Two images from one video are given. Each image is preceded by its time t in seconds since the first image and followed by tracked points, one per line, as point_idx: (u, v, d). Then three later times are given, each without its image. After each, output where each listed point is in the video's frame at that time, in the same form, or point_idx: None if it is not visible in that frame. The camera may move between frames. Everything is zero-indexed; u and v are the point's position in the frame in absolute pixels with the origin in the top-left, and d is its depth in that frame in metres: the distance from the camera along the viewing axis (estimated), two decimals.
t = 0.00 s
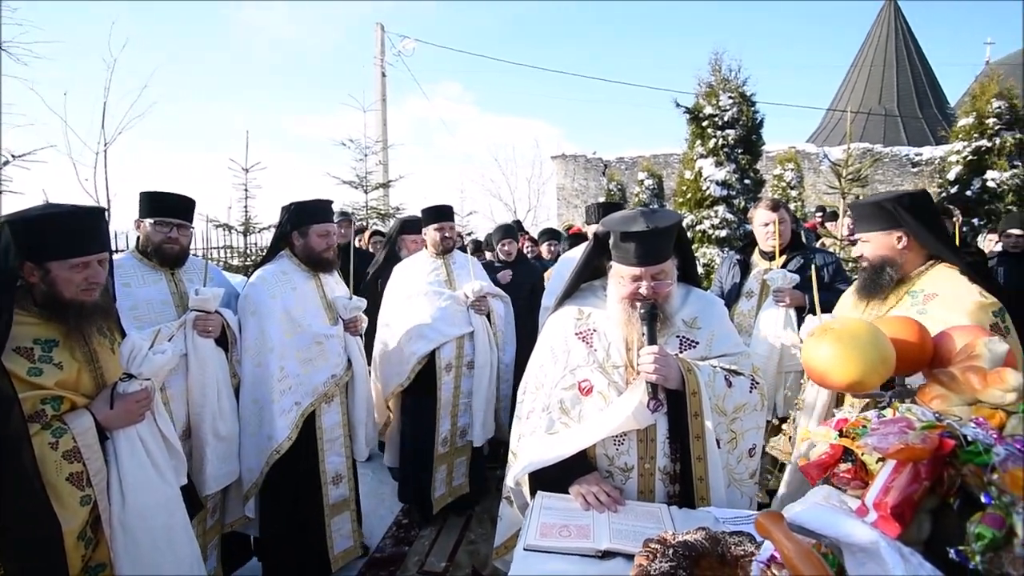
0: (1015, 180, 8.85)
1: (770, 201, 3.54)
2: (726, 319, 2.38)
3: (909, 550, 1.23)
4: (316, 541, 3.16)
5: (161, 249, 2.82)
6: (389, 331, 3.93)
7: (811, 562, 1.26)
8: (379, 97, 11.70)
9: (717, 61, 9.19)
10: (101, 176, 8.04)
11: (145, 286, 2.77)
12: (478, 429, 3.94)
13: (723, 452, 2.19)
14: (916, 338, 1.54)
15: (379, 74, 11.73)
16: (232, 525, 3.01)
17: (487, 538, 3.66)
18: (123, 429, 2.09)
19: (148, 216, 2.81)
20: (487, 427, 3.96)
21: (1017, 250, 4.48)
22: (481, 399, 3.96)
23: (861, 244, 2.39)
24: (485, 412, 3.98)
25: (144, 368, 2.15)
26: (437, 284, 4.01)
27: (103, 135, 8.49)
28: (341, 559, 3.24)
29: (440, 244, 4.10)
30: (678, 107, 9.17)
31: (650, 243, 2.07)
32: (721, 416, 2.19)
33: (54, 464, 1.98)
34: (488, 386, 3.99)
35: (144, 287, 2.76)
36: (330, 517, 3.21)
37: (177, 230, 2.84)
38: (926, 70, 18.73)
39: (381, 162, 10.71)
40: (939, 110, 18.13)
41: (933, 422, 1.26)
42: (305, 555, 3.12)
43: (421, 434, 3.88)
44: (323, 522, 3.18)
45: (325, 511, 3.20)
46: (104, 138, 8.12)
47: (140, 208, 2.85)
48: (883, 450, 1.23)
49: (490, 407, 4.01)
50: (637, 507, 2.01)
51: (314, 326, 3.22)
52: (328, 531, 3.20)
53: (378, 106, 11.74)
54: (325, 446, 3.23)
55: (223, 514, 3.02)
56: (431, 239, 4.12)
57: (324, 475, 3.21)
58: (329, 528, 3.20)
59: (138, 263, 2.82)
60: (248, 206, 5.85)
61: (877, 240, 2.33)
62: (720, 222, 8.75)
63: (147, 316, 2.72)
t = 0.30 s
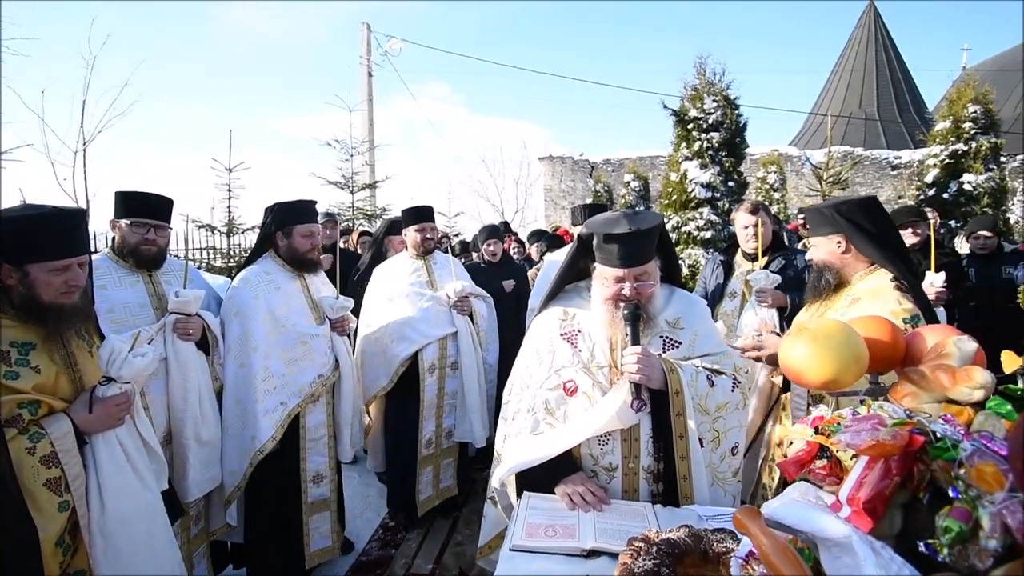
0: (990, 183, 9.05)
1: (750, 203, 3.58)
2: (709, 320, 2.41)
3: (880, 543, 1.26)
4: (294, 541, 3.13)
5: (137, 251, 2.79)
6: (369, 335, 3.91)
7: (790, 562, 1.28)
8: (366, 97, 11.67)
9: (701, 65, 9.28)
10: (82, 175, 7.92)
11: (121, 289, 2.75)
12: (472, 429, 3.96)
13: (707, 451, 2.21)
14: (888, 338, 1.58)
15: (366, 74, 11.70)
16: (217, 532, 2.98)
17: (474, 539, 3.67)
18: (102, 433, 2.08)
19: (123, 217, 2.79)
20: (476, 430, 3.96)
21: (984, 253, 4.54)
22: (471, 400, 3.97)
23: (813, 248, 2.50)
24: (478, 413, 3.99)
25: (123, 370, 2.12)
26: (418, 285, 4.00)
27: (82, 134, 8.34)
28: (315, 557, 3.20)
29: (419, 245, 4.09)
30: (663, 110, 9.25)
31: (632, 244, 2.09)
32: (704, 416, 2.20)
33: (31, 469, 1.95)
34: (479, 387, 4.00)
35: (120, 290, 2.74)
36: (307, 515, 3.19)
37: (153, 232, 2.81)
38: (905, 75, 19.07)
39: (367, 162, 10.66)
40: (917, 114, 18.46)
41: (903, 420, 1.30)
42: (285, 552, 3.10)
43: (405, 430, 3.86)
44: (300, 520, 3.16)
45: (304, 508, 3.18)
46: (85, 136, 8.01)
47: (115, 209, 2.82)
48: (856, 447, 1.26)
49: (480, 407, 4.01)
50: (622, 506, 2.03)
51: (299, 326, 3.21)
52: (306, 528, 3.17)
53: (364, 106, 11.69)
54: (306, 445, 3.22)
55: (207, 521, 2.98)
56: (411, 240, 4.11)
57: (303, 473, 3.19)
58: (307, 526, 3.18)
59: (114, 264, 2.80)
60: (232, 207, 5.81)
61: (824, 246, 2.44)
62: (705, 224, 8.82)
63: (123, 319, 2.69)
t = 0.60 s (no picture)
0: (974, 186, 9.17)
1: (735, 205, 3.60)
2: (698, 320, 2.43)
3: (865, 541, 1.28)
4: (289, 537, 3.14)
5: (120, 253, 2.78)
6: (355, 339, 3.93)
7: (779, 561, 1.29)
8: (355, 96, 11.63)
9: (691, 67, 9.34)
10: (67, 174, 7.82)
11: (101, 291, 2.72)
12: (462, 430, 3.96)
13: (696, 451, 2.23)
14: (873, 338, 1.60)
15: (355, 74, 11.67)
16: (207, 536, 2.97)
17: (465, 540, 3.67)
18: (87, 436, 2.06)
19: (106, 217, 2.76)
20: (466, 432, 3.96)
21: (967, 253, 4.62)
22: (459, 401, 3.97)
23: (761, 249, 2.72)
24: (468, 412, 3.99)
25: (110, 373, 2.12)
26: (403, 287, 4.00)
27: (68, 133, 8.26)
28: (311, 558, 3.21)
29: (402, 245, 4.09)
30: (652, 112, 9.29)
31: (622, 245, 2.10)
32: (693, 415, 2.22)
33: (15, 472, 1.92)
34: (466, 383, 3.99)
35: (100, 291, 2.71)
36: (303, 514, 3.19)
37: (134, 232, 2.78)
38: (890, 78, 19.28)
39: (357, 163, 10.62)
40: (903, 117, 18.67)
41: (887, 418, 1.32)
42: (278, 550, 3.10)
43: (392, 436, 3.85)
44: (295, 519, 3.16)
45: (299, 507, 3.18)
46: (70, 135, 7.91)
47: (97, 209, 2.79)
48: (841, 445, 1.29)
49: (470, 407, 4.01)
50: (613, 505, 2.04)
51: (293, 322, 3.20)
52: (301, 526, 3.19)
53: (354, 106, 11.66)
54: (303, 441, 3.21)
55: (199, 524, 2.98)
56: (395, 241, 4.10)
57: (297, 471, 3.20)
58: (302, 526, 3.19)
59: (94, 266, 2.78)
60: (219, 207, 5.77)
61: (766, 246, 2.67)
62: (694, 225, 8.87)
63: (103, 322, 2.66)
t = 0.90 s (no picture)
0: (970, 186, 9.20)
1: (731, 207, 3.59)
2: (696, 321, 2.42)
3: (863, 541, 1.28)
4: (306, 533, 3.17)
5: (117, 254, 2.77)
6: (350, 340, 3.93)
7: (776, 561, 1.29)
8: (353, 97, 11.62)
9: (688, 68, 9.35)
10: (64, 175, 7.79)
11: (98, 293, 2.71)
12: (454, 431, 3.96)
13: (694, 452, 2.23)
14: (871, 337, 1.61)
15: (353, 74, 11.66)
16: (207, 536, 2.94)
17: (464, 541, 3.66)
18: (84, 437, 2.06)
19: (102, 218, 2.75)
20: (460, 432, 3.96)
21: (967, 253, 4.63)
22: (451, 403, 3.96)
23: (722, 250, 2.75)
24: (460, 413, 3.99)
25: (107, 373, 2.10)
26: (395, 288, 4.00)
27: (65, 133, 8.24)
28: (332, 556, 3.21)
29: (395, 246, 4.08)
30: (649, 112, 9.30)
31: (620, 247, 2.11)
32: (691, 416, 2.22)
33: (12, 473, 1.90)
34: (459, 385, 4.01)
35: (96, 294, 2.70)
36: (318, 512, 3.18)
37: (130, 233, 2.78)
38: (887, 79, 19.32)
39: (355, 163, 10.61)
40: (899, 117, 18.72)
41: (885, 418, 1.33)
42: (290, 546, 3.13)
43: (386, 438, 3.83)
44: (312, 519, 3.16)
45: (314, 506, 3.17)
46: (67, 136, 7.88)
47: (93, 210, 2.79)
48: (839, 444, 1.29)
49: (462, 408, 4.01)
50: (611, 506, 2.04)
51: (291, 320, 3.19)
52: (318, 526, 3.18)
53: (352, 106, 11.65)
54: (310, 441, 3.19)
55: (200, 522, 2.94)
56: (388, 241, 4.10)
57: (310, 470, 3.17)
58: (320, 524, 3.19)
59: (89, 267, 2.77)
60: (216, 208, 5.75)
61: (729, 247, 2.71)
62: (692, 226, 8.89)
63: (100, 324, 2.66)
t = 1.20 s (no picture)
0: (968, 184, 9.20)
1: (729, 206, 3.57)
2: (693, 320, 2.42)
3: (861, 540, 1.27)
4: (305, 533, 3.15)
5: (114, 256, 2.76)
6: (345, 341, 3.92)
7: (774, 561, 1.28)
8: (351, 97, 11.60)
9: (686, 67, 9.34)
10: (61, 175, 7.76)
11: (95, 295, 2.70)
12: (448, 432, 3.96)
13: (692, 452, 2.23)
14: (868, 336, 1.60)
15: (351, 74, 11.65)
16: (206, 540, 2.93)
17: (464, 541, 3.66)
18: (82, 438, 2.05)
19: (99, 219, 2.74)
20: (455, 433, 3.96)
21: (971, 251, 4.63)
22: (445, 405, 3.97)
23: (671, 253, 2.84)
24: (454, 415, 3.99)
25: (104, 374, 2.13)
26: (389, 290, 3.99)
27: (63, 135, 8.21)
28: (333, 558, 3.18)
29: (388, 248, 4.08)
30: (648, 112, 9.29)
31: (618, 246, 2.10)
32: (688, 416, 2.22)
33: (11, 475, 1.90)
34: (454, 385, 4.00)
35: (93, 296, 2.69)
36: (319, 514, 3.16)
37: (127, 234, 2.77)
38: (886, 77, 19.32)
39: (353, 163, 10.59)
40: (897, 116, 18.73)
41: (882, 416, 1.33)
42: (291, 545, 3.12)
43: (381, 438, 3.82)
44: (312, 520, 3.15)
45: (315, 507, 3.15)
46: (64, 136, 7.85)
47: (89, 211, 2.78)
48: (836, 444, 1.29)
49: (457, 410, 4.01)
50: (610, 505, 2.03)
51: (288, 321, 3.18)
52: (319, 528, 3.16)
53: (350, 106, 11.63)
54: (309, 441, 3.18)
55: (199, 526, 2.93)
56: (382, 243, 4.09)
57: (309, 470, 3.16)
58: (321, 526, 3.16)
59: (86, 269, 2.76)
60: (214, 208, 5.73)
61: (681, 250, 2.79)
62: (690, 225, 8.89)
63: (98, 326, 2.65)
